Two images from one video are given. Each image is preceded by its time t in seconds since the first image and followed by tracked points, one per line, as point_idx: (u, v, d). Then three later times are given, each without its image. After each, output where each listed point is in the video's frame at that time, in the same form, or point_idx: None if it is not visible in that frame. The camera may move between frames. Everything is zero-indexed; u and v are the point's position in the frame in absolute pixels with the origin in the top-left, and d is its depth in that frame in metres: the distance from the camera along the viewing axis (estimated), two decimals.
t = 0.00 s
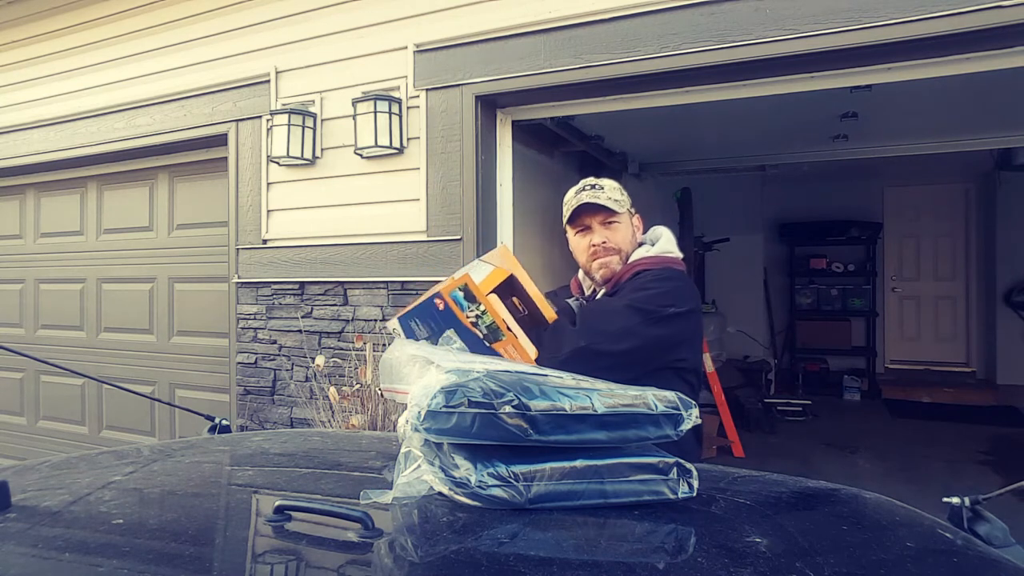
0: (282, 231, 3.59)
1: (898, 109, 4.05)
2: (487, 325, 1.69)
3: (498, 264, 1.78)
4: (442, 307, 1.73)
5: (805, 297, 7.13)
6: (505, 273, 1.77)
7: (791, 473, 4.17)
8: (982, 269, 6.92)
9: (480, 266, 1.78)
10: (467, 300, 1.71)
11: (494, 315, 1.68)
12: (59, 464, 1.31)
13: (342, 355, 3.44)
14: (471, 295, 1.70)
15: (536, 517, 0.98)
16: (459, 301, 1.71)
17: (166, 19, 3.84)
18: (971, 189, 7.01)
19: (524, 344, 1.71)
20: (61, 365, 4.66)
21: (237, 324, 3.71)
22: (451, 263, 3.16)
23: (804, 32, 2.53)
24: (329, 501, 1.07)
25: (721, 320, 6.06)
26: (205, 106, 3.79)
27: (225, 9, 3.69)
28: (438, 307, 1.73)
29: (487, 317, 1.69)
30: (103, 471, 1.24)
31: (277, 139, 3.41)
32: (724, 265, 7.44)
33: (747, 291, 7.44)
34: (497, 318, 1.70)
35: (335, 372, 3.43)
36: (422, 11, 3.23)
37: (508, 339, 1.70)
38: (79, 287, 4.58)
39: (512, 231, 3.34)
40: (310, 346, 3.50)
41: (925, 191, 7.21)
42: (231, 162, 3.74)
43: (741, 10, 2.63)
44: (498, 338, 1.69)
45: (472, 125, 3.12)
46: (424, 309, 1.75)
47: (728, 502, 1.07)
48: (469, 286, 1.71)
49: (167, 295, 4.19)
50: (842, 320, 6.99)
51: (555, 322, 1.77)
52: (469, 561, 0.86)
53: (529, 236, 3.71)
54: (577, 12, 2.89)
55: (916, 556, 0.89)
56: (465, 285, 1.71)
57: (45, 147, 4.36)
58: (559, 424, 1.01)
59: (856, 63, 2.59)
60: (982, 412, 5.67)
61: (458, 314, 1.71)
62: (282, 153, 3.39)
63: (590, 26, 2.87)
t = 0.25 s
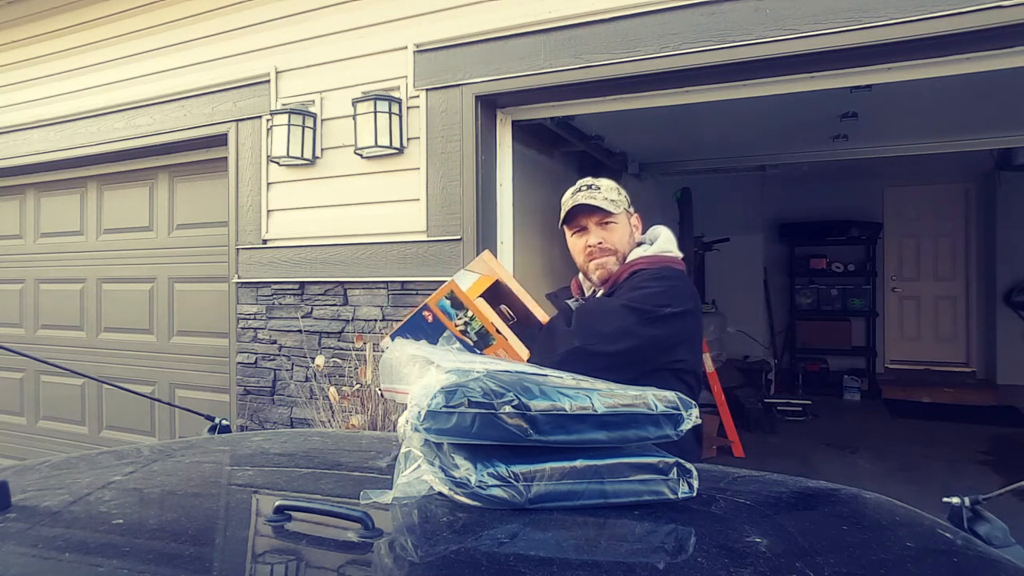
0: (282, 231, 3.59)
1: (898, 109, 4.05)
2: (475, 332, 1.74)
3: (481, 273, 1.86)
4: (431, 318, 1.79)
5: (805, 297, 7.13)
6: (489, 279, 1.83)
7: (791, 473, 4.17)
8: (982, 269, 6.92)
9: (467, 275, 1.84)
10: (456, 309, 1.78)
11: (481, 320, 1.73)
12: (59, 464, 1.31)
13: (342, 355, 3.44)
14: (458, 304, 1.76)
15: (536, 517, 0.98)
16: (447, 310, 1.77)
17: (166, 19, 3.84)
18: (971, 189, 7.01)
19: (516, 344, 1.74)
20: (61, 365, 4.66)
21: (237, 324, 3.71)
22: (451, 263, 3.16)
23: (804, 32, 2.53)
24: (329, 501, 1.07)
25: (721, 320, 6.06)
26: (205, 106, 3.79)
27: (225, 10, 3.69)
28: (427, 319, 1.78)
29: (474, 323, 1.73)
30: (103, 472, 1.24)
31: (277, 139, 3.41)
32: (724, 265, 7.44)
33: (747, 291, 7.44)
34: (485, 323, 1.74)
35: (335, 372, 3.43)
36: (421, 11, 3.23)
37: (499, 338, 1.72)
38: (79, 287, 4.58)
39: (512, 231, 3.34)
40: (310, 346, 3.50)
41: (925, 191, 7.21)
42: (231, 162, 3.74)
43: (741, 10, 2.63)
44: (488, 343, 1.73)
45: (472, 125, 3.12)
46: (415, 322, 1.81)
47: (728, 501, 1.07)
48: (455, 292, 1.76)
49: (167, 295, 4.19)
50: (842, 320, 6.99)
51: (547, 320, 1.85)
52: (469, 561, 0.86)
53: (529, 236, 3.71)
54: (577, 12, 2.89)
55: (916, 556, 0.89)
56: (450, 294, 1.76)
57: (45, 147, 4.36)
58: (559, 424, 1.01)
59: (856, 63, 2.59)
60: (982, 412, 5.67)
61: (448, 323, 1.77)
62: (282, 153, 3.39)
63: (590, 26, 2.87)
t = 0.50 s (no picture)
0: (282, 231, 3.59)
1: (898, 109, 4.05)
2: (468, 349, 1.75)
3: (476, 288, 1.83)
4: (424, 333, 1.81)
5: (804, 297, 7.13)
6: (485, 294, 1.82)
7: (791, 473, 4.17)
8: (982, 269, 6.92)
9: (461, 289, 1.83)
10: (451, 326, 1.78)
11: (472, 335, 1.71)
12: (60, 464, 1.32)
13: (342, 355, 3.44)
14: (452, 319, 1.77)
15: (536, 517, 0.98)
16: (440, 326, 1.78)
17: (166, 18, 3.84)
18: (971, 189, 7.01)
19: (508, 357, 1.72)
20: (61, 365, 4.66)
21: (237, 324, 3.71)
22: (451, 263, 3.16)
23: (804, 32, 2.53)
24: (329, 501, 1.07)
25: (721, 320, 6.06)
26: (205, 106, 3.79)
27: (224, 10, 3.69)
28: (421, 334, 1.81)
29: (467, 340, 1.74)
30: (103, 471, 1.24)
31: (277, 139, 3.41)
32: (724, 265, 7.45)
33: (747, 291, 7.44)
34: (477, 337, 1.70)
35: (335, 372, 3.43)
36: (422, 11, 3.23)
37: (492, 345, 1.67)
38: (79, 287, 4.58)
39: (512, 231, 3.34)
40: (310, 346, 3.50)
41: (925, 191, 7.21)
42: (231, 162, 3.74)
43: (741, 10, 2.63)
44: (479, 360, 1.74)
45: (472, 126, 3.12)
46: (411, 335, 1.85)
47: (729, 502, 1.07)
48: (449, 310, 1.76)
49: (167, 295, 4.19)
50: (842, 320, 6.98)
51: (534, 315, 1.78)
52: (469, 561, 0.86)
53: (529, 236, 3.71)
54: (577, 12, 2.89)
55: (915, 556, 0.89)
56: (444, 311, 1.77)
57: (45, 147, 4.36)
58: (559, 424, 1.01)
59: (856, 63, 2.59)
60: (982, 412, 5.68)
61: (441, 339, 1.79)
62: (282, 153, 3.39)
63: (590, 25, 2.87)
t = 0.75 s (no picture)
0: (282, 231, 3.59)
1: (898, 109, 4.05)
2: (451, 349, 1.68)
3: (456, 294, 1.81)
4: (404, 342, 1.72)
5: (804, 297, 7.13)
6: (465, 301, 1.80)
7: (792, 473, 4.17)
8: (982, 270, 6.92)
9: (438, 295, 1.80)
10: (435, 330, 1.74)
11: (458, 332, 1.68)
12: (59, 464, 1.32)
13: (342, 355, 3.44)
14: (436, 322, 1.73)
15: (536, 517, 0.98)
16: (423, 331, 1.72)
17: (166, 19, 3.84)
18: (971, 189, 7.01)
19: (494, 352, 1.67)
20: (61, 365, 4.66)
21: (237, 324, 3.71)
22: (451, 263, 3.16)
23: (804, 32, 2.53)
24: (329, 501, 1.07)
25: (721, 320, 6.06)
26: (205, 106, 3.79)
27: (224, 10, 3.69)
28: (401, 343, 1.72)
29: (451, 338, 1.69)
30: (103, 471, 1.24)
31: (277, 139, 3.41)
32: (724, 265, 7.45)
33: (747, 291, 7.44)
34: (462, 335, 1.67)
35: (335, 372, 3.43)
36: (422, 11, 3.23)
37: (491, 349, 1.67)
38: (79, 286, 4.58)
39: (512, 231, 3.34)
40: (310, 346, 3.50)
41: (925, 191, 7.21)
42: (231, 162, 3.74)
43: (741, 10, 2.63)
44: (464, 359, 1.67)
45: (472, 126, 3.12)
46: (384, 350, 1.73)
47: (728, 501, 1.07)
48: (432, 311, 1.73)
49: (167, 295, 4.19)
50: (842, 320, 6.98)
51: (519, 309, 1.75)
52: (470, 560, 0.86)
53: (529, 236, 3.71)
54: (577, 12, 2.89)
55: (916, 556, 0.89)
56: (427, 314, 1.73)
57: (45, 147, 4.36)
58: (559, 424, 1.01)
59: (856, 63, 2.59)
60: (982, 412, 5.68)
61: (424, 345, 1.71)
62: (282, 153, 3.39)
63: (590, 25, 2.87)
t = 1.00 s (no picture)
0: (282, 231, 3.59)
1: (898, 109, 4.05)
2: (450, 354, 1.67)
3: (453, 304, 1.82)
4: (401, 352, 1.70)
5: (804, 297, 7.13)
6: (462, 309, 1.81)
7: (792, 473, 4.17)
8: (982, 270, 6.92)
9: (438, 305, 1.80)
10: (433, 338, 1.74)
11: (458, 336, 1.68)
12: (60, 464, 1.32)
13: (342, 355, 3.44)
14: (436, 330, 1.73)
15: (536, 517, 0.98)
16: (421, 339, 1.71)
17: (166, 19, 3.84)
18: (971, 189, 7.01)
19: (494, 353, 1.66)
20: (61, 365, 4.66)
21: (237, 324, 3.70)
22: (451, 263, 3.16)
23: (805, 32, 2.53)
24: (328, 501, 1.07)
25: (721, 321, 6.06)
26: (205, 106, 3.79)
27: (225, 10, 3.69)
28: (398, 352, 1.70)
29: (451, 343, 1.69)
30: (103, 471, 1.24)
31: (277, 139, 3.41)
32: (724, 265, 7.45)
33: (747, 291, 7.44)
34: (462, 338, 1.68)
35: (335, 372, 3.43)
36: (422, 11, 3.23)
37: (495, 353, 1.69)
38: (79, 286, 4.58)
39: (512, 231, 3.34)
40: (310, 346, 3.50)
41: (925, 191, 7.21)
42: (231, 162, 3.74)
43: (741, 10, 2.62)
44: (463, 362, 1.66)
45: (471, 126, 3.12)
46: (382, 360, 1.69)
47: (728, 501, 1.07)
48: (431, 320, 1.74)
49: (167, 295, 4.19)
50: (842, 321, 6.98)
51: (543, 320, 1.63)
52: (470, 561, 0.86)
53: (529, 237, 3.71)
54: (577, 12, 2.89)
55: (916, 556, 0.89)
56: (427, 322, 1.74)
57: (45, 147, 4.36)
58: (559, 424, 1.01)
59: (856, 63, 2.59)
60: (982, 412, 5.68)
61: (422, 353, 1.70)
62: (282, 153, 3.39)
63: (590, 25, 2.87)
